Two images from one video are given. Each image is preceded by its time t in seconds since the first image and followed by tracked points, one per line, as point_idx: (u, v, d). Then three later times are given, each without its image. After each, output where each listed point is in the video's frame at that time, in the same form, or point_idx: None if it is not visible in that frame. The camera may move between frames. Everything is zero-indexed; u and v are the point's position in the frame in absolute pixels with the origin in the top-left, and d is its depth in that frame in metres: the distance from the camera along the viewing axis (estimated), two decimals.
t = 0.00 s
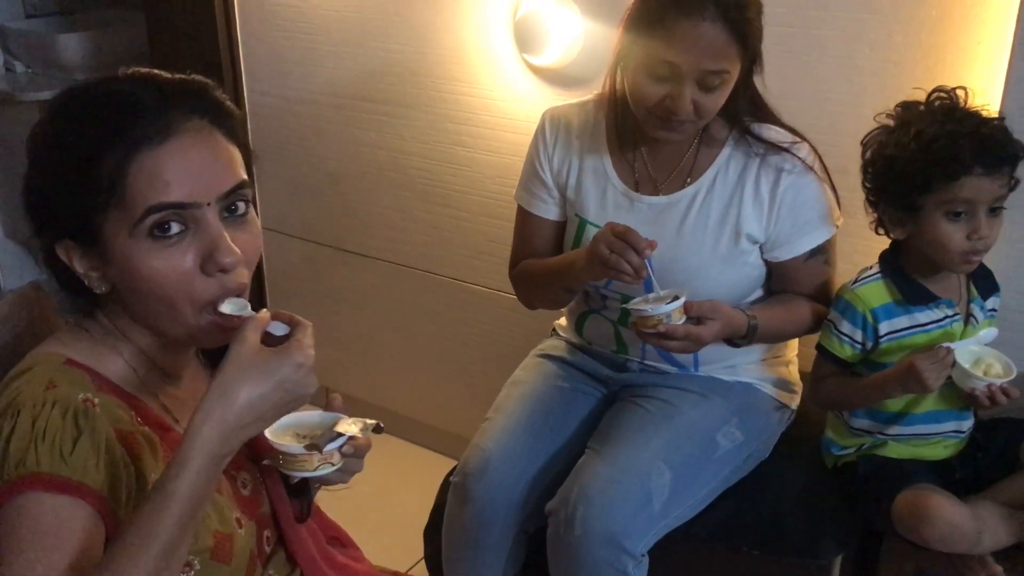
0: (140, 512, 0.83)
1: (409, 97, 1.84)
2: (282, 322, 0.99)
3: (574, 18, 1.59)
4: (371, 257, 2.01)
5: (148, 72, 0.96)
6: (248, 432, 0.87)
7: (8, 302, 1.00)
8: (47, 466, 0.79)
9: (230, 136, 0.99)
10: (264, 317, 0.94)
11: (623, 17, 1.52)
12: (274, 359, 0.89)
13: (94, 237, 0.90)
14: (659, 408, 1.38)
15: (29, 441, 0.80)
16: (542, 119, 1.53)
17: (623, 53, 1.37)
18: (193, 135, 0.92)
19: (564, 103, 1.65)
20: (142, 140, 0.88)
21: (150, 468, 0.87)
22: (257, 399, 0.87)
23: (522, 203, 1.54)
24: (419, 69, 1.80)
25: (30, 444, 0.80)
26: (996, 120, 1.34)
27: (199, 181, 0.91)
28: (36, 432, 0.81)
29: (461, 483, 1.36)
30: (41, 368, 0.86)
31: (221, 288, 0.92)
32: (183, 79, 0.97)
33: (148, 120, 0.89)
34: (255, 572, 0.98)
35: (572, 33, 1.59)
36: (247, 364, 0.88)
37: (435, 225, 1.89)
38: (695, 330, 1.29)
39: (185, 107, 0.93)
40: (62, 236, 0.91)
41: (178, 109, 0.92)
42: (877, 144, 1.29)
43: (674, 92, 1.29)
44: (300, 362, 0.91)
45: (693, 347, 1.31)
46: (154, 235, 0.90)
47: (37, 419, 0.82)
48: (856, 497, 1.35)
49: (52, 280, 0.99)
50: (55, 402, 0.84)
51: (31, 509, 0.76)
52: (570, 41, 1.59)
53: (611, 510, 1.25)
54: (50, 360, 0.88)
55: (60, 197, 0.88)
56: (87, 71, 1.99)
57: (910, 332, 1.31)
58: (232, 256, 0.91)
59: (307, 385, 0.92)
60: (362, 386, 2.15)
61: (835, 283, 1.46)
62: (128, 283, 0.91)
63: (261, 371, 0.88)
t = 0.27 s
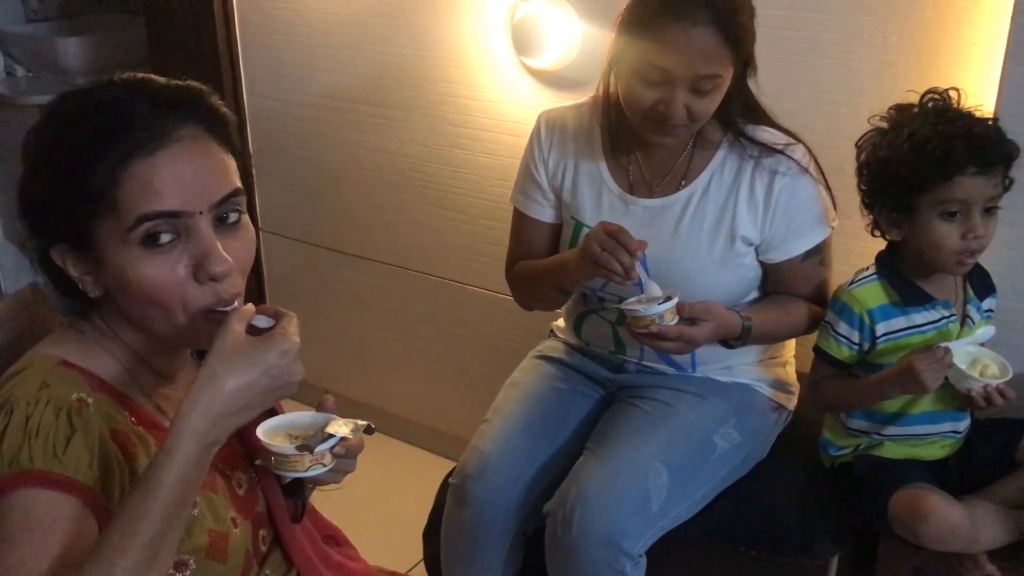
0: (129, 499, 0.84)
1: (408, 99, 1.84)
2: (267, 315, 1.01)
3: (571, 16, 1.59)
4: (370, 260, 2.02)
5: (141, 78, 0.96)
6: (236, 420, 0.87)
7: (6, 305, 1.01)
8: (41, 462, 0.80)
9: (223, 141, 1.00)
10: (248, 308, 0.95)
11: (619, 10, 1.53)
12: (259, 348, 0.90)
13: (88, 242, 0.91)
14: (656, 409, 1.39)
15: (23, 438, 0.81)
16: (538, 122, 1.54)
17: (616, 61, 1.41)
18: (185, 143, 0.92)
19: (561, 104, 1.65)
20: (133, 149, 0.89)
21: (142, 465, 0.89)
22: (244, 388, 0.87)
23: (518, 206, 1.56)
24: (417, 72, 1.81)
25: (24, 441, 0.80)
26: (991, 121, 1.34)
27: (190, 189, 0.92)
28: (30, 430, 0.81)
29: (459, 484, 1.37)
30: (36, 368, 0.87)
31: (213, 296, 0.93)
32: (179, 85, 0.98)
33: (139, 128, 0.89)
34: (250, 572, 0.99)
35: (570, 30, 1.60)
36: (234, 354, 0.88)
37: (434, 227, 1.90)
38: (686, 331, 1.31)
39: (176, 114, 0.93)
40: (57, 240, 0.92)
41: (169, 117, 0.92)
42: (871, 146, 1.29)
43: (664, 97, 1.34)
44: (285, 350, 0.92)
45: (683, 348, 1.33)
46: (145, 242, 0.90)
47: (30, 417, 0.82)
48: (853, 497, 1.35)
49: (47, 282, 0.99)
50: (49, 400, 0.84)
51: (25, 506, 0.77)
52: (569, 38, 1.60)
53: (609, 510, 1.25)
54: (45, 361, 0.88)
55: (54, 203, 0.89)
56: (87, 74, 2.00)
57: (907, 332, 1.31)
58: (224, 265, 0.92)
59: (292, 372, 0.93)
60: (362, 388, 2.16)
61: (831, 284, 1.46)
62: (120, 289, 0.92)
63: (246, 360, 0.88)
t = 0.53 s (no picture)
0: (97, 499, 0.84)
1: (405, 102, 1.85)
2: (236, 324, 1.00)
3: (567, 17, 1.60)
4: (368, 262, 2.02)
5: (130, 83, 0.96)
6: (205, 429, 0.87)
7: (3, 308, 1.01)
8: (22, 468, 0.81)
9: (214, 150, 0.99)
10: (219, 318, 0.95)
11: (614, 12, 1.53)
12: (227, 354, 0.90)
13: (70, 248, 0.92)
14: (653, 410, 1.39)
15: (9, 444, 0.82)
16: (533, 124, 1.55)
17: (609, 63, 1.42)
18: (165, 155, 0.92)
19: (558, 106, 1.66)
20: (109, 161, 0.89)
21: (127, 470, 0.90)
22: (213, 399, 0.88)
23: (513, 207, 1.57)
24: (415, 74, 1.81)
25: (9, 448, 0.82)
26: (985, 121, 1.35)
27: (168, 202, 0.92)
28: (17, 436, 0.82)
29: (456, 486, 1.37)
30: (28, 373, 0.88)
31: (190, 309, 0.94)
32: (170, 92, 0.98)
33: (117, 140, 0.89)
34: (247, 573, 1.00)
35: (567, 32, 1.60)
36: (202, 362, 0.89)
37: (431, 229, 1.90)
38: (679, 334, 1.32)
39: (159, 124, 0.93)
40: (44, 244, 0.93)
41: (151, 127, 0.92)
42: (864, 147, 1.30)
43: (658, 100, 1.35)
44: (253, 356, 0.92)
45: (677, 350, 1.34)
46: (122, 252, 0.91)
47: (19, 423, 0.83)
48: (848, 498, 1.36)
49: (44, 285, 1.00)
50: (38, 406, 0.86)
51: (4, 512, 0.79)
52: (566, 39, 1.60)
53: (605, 511, 1.26)
54: (37, 365, 0.89)
55: (40, 207, 0.91)
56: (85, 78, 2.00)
57: (902, 333, 1.31)
58: (199, 280, 0.93)
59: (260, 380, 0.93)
60: (360, 391, 2.16)
61: (826, 286, 1.47)
62: (100, 296, 0.93)
63: (214, 369, 0.89)
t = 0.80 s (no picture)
0: (57, 507, 0.85)
1: (399, 105, 1.85)
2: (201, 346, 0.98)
3: (560, 18, 1.60)
4: (363, 265, 2.03)
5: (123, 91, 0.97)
6: (158, 459, 0.86)
7: None
8: None
9: (198, 164, 0.99)
10: (184, 339, 0.94)
11: (606, 13, 1.53)
12: (183, 380, 0.89)
13: (49, 254, 0.94)
14: (647, 411, 1.40)
15: None
16: (527, 127, 1.56)
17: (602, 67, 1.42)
18: (141, 170, 0.93)
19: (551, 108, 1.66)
20: (79, 177, 0.90)
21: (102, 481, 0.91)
22: (166, 429, 0.86)
23: (507, 210, 1.57)
24: (409, 77, 1.82)
25: None
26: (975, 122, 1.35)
27: (138, 219, 0.92)
28: None
29: (452, 489, 1.37)
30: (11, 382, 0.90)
31: (157, 327, 0.94)
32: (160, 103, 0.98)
33: (90, 156, 0.90)
34: None
35: (560, 32, 1.60)
36: (156, 390, 0.88)
37: (426, 231, 1.90)
38: (672, 337, 1.33)
39: (136, 139, 0.93)
40: (30, 248, 0.95)
41: (127, 143, 0.92)
42: (855, 149, 1.31)
43: (648, 104, 1.36)
44: (208, 384, 0.90)
45: (670, 354, 1.35)
46: (92, 264, 0.92)
47: None
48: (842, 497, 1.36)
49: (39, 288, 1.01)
50: (17, 417, 0.87)
51: None
52: (559, 41, 1.60)
53: (600, 513, 1.26)
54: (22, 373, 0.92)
55: (23, 212, 0.93)
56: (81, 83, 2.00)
57: (895, 334, 1.32)
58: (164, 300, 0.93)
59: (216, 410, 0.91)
60: (357, 394, 2.16)
61: (819, 287, 1.47)
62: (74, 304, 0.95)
63: (168, 398, 0.87)
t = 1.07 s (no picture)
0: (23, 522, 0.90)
1: (390, 108, 1.85)
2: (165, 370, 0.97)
3: (551, 22, 1.61)
4: (355, 269, 2.03)
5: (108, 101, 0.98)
6: (109, 488, 0.86)
7: None
8: None
9: (182, 180, 1.00)
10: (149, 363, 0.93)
11: (596, 16, 1.54)
12: (139, 408, 0.88)
13: (28, 267, 0.95)
14: (638, 413, 1.40)
15: None
16: (517, 130, 1.56)
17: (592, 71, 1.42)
18: (116, 185, 0.93)
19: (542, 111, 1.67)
20: (56, 193, 0.91)
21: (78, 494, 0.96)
22: (118, 460, 0.86)
23: (498, 213, 1.58)
24: (400, 81, 1.82)
25: None
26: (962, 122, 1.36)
27: (113, 237, 0.92)
28: None
29: (443, 491, 1.38)
30: None
31: (129, 344, 0.94)
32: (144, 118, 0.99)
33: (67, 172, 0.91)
34: None
35: (551, 36, 1.61)
36: (112, 417, 0.87)
37: (418, 234, 1.90)
38: (663, 343, 1.33)
39: (116, 156, 0.94)
40: (14, 261, 0.97)
41: (106, 159, 0.93)
42: (842, 151, 1.31)
43: (637, 107, 1.37)
44: (165, 413, 0.89)
45: (661, 359, 1.36)
46: (66, 279, 0.92)
47: None
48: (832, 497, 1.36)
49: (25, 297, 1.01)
50: None
51: None
52: (549, 44, 1.61)
53: (591, 515, 1.26)
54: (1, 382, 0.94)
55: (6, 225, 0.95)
56: (72, 88, 2.00)
57: (884, 334, 1.32)
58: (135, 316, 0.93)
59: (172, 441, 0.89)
60: (350, 397, 2.16)
61: (809, 288, 1.48)
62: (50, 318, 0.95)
63: (122, 427, 0.86)
